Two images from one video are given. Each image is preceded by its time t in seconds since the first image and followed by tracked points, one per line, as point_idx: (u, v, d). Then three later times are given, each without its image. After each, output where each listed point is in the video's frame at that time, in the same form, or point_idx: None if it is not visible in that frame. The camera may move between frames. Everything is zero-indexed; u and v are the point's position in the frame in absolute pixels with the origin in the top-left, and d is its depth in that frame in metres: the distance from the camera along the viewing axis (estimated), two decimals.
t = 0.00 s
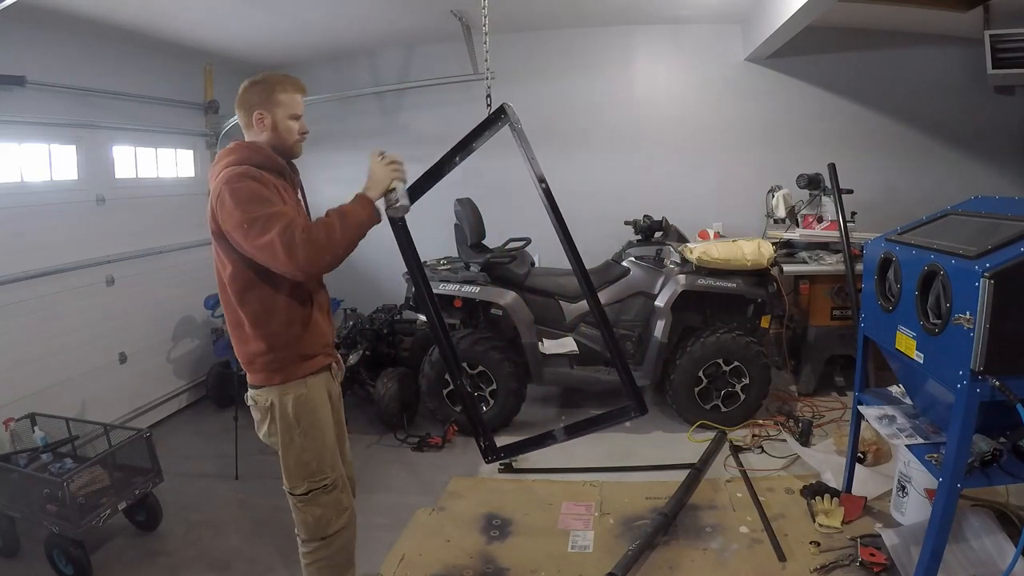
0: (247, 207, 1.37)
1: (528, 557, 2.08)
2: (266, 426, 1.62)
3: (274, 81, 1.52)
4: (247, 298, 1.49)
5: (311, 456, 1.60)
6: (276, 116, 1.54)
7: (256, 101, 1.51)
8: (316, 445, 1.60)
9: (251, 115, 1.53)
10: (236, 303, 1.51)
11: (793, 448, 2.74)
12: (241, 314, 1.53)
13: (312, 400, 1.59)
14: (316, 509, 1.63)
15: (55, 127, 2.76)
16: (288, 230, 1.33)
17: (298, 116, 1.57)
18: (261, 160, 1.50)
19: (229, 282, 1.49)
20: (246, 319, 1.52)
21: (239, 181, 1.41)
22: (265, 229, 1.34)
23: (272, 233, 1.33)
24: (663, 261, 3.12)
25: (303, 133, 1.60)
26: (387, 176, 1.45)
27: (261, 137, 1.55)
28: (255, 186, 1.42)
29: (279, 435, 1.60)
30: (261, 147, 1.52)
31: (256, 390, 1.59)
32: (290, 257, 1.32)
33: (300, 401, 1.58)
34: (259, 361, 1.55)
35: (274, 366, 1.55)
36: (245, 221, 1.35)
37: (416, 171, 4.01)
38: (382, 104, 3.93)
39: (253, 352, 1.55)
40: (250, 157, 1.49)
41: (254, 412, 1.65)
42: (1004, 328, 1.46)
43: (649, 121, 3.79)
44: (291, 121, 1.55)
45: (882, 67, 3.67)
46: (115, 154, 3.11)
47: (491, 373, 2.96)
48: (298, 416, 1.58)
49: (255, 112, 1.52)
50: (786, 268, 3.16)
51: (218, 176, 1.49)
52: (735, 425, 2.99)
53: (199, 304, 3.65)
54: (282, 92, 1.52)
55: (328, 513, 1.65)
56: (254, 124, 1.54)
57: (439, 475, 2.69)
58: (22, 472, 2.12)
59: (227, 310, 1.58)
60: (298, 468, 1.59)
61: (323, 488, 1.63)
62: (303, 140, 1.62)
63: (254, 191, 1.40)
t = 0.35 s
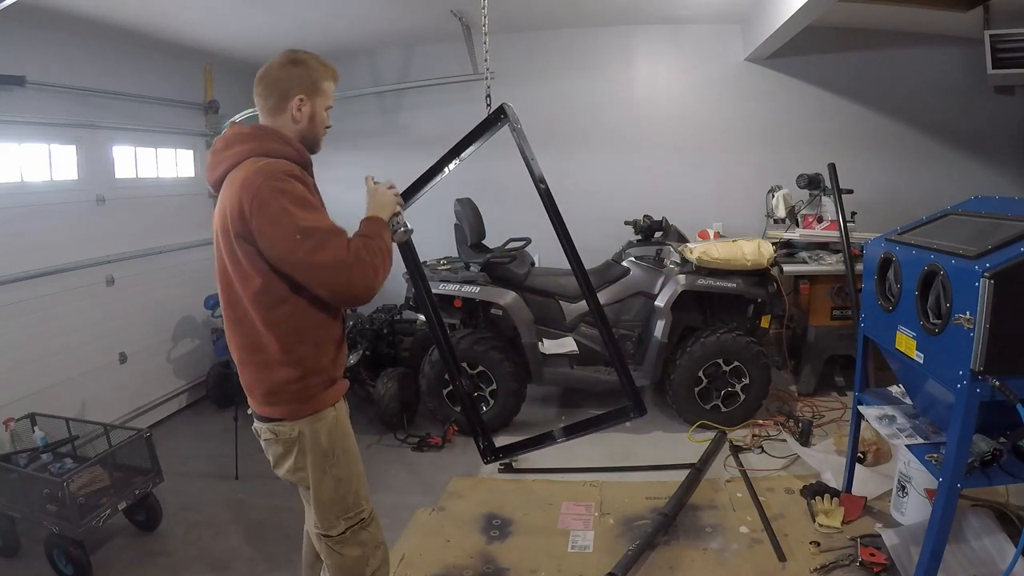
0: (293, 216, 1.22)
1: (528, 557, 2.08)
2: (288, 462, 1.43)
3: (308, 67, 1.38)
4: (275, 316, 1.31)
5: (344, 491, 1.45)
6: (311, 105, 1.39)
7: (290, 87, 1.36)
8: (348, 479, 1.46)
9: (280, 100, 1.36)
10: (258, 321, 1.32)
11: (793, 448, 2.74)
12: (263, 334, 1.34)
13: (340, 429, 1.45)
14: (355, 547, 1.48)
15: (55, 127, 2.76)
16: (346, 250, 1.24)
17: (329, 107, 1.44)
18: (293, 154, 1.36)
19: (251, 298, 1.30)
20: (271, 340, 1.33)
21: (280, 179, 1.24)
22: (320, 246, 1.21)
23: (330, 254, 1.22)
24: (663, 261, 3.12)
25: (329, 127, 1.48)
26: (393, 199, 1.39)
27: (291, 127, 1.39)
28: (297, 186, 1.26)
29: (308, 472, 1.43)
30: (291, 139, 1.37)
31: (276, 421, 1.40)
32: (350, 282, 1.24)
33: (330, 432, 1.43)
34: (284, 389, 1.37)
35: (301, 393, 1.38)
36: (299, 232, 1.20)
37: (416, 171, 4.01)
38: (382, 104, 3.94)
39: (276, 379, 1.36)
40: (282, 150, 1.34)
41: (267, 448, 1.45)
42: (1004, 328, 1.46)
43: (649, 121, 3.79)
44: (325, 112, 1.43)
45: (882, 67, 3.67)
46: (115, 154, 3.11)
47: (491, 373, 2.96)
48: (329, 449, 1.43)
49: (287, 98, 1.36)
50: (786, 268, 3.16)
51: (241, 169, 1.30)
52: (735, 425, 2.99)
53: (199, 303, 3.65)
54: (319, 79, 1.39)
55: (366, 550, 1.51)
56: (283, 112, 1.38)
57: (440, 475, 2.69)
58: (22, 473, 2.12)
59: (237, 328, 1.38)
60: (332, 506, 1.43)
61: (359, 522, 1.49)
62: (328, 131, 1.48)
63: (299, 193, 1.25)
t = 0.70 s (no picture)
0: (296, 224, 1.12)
1: (528, 557, 2.08)
2: (294, 474, 1.35)
3: (301, 50, 1.27)
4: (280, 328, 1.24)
5: (353, 501, 1.37)
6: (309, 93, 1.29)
7: (286, 78, 1.26)
8: (358, 489, 1.38)
9: (278, 92, 1.27)
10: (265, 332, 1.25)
11: (793, 448, 2.74)
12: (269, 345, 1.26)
13: (349, 437, 1.37)
14: (364, 561, 1.40)
15: (55, 127, 2.76)
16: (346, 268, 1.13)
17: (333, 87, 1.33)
18: (300, 152, 1.27)
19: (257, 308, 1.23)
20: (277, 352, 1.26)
21: (283, 184, 1.15)
22: (320, 263, 1.12)
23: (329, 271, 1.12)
24: (663, 261, 3.12)
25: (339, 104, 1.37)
26: (426, 212, 1.30)
27: (292, 120, 1.30)
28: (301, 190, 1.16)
29: (315, 483, 1.34)
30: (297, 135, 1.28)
31: (280, 435, 1.33)
32: (348, 308, 1.13)
33: (339, 441, 1.35)
34: (290, 403, 1.29)
35: (307, 406, 1.30)
36: (296, 247, 1.11)
37: (416, 171, 4.01)
38: (382, 104, 3.94)
39: (281, 392, 1.29)
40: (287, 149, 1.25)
41: (271, 460, 1.37)
42: (1004, 327, 1.46)
43: (649, 121, 3.79)
44: (327, 93, 1.31)
45: (882, 67, 3.67)
46: (115, 154, 3.11)
47: (491, 373, 2.96)
48: (337, 459, 1.35)
49: (286, 90, 1.27)
50: (786, 268, 3.16)
51: (247, 172, 1.22)
52: (735, 426, 2.99)
53: (199, 304, 3.66)
54: (310, 60, 1.28)
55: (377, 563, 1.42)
56: (285, 106, 1.28)
57: (440, 475, 2.69)
58: (22, 473, 2.12)
59: (242, 339, 1.30)
60: (341, 517, 1.36)
61: (370, 534, 1.41)
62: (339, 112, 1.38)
63: (304, 199, 1.15)
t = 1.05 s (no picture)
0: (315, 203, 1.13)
1: (528, 557, 2.08)
2: (326, 460, 1.33)
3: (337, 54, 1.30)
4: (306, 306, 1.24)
5: (388, 486, 1.33)
6: (345, 92, 1.31)
7: (321, 75, 1.28)
8: (393, 475, 1.34)
9: (315, 91, 1.29)
10: (296, 308, 1.26)
11: (793, 448, 2.74)
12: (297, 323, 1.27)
13: (382, 422, 1.34)
14: (402, 547, 1.35)
15: (55, 127, 2.76)
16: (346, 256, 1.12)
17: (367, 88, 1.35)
18: (337, 144, 1.27)
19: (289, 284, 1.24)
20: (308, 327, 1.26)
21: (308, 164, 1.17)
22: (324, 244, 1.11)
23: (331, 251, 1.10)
24: (663, 261, 3.12)
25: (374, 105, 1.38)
26: (444, 229, 1.33)
27: (331, 116, 1.32)
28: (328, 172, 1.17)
29: (344, 468, 1.32)
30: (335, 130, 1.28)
31: (309, 414, 1.31)
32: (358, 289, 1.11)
33: (370, 427, 1.32)
34: (319, 381, 1.28)
35: (335, 385, 1.28)
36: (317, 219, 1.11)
37: (416, 172, 4.01)
38: (382, 104, 3.94)
39: (310, 370, 1.28)
40: (324, 138, 1.25)
41: (303, 445, 1.36)
42: (1004, 327, 1.46)
43: (649, 121, 3.79)
44: (361, 93, 1.33)
45: (882, 68, 3.67)
46: (115, 154, 3.11)
47: (491, 373, 2.96)
48: (370, 445, 1.32)
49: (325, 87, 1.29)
50: (786, 268, 3.15)
51: (283, 156, 1.23)
52: (736, 426, 2.99)
53: (199, 303, 3.66)
54: (343, 61, 1.30)
55: (413, 553, 1.36)
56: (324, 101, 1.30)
57: (440, 475, 2.69)
58: (22, 473, 2.12)
59: (274, 318, 1.32)
60: (376, 504, 1.32)
61: (405, 524, 1.35)
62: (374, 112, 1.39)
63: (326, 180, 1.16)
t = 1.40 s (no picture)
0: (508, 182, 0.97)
1: (527, 558, 2.08)
2: (461, 511, 1.09)
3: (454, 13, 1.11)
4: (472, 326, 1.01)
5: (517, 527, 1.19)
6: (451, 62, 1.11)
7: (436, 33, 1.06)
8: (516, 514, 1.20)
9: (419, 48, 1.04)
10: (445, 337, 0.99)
11: (793, 448, 2.74)
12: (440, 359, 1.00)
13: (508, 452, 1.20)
14: None
15: (55, 127, 2.76)
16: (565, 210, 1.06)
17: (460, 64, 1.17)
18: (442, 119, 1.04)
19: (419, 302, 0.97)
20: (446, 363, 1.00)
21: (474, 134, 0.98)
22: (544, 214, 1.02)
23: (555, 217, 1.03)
24: (663, 261, 3.12)
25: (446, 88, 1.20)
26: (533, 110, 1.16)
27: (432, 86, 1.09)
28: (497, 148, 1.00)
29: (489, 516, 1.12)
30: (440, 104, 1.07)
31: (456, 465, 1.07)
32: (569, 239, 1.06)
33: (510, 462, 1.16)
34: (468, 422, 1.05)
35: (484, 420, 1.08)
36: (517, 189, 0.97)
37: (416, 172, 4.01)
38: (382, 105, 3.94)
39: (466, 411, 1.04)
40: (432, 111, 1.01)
41: (427, 497, 1.08)
42: (1004, 327, 1.46)
43: (649, 121, 3.79)
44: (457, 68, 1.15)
45: (882, 68, 3.67)
46: (115, 154, 3.11)
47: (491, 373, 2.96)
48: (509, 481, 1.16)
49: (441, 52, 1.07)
50: (786, 268, 3.15)
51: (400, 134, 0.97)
52: (735, 426, 2.99)
53: (199, 303, 3.66)
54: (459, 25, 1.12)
55: None
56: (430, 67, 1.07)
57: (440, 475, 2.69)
58: (22, 473, 2.12)
59: (390, 359, 1.00)
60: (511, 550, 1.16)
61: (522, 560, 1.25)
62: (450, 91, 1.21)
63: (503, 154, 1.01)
